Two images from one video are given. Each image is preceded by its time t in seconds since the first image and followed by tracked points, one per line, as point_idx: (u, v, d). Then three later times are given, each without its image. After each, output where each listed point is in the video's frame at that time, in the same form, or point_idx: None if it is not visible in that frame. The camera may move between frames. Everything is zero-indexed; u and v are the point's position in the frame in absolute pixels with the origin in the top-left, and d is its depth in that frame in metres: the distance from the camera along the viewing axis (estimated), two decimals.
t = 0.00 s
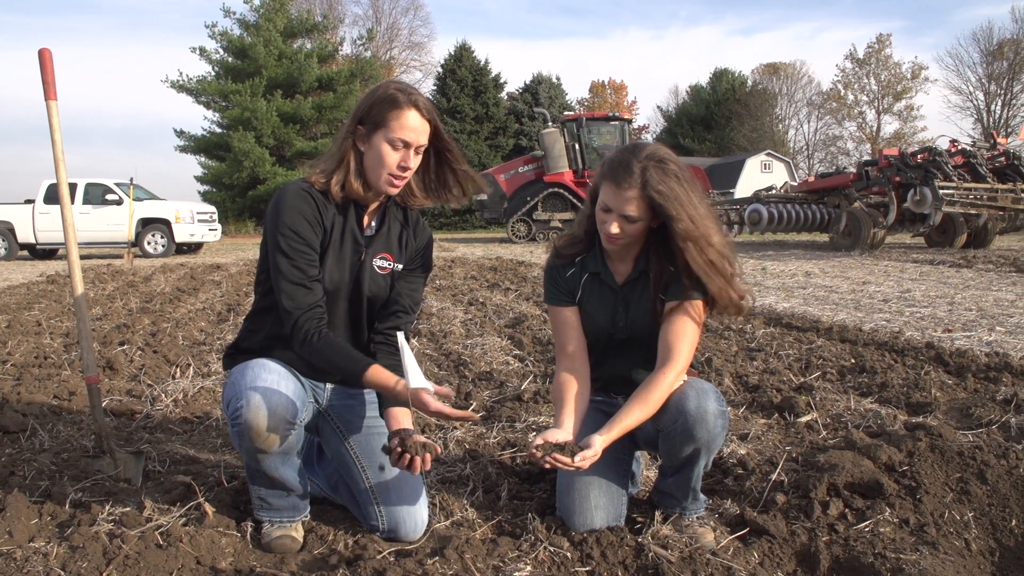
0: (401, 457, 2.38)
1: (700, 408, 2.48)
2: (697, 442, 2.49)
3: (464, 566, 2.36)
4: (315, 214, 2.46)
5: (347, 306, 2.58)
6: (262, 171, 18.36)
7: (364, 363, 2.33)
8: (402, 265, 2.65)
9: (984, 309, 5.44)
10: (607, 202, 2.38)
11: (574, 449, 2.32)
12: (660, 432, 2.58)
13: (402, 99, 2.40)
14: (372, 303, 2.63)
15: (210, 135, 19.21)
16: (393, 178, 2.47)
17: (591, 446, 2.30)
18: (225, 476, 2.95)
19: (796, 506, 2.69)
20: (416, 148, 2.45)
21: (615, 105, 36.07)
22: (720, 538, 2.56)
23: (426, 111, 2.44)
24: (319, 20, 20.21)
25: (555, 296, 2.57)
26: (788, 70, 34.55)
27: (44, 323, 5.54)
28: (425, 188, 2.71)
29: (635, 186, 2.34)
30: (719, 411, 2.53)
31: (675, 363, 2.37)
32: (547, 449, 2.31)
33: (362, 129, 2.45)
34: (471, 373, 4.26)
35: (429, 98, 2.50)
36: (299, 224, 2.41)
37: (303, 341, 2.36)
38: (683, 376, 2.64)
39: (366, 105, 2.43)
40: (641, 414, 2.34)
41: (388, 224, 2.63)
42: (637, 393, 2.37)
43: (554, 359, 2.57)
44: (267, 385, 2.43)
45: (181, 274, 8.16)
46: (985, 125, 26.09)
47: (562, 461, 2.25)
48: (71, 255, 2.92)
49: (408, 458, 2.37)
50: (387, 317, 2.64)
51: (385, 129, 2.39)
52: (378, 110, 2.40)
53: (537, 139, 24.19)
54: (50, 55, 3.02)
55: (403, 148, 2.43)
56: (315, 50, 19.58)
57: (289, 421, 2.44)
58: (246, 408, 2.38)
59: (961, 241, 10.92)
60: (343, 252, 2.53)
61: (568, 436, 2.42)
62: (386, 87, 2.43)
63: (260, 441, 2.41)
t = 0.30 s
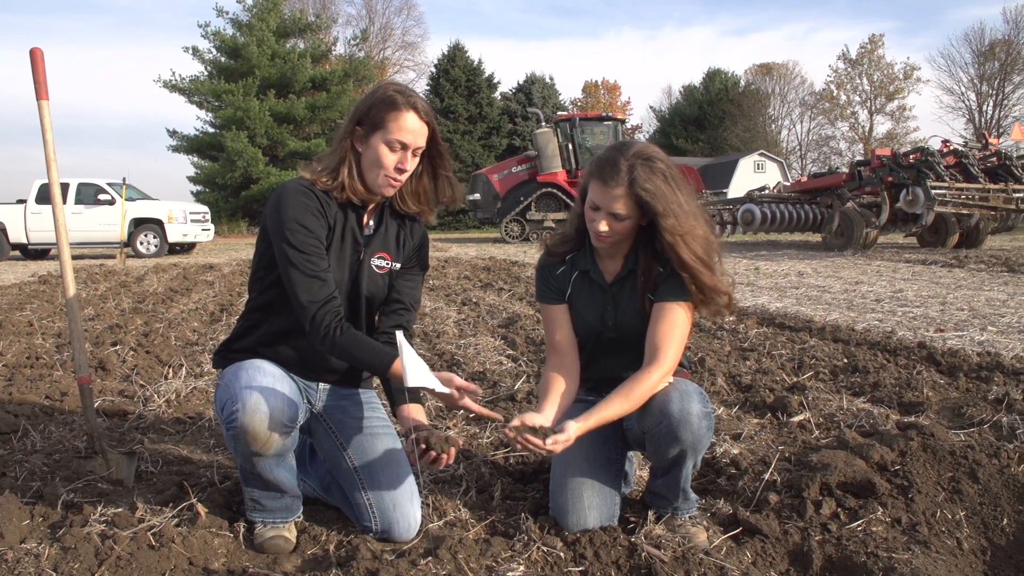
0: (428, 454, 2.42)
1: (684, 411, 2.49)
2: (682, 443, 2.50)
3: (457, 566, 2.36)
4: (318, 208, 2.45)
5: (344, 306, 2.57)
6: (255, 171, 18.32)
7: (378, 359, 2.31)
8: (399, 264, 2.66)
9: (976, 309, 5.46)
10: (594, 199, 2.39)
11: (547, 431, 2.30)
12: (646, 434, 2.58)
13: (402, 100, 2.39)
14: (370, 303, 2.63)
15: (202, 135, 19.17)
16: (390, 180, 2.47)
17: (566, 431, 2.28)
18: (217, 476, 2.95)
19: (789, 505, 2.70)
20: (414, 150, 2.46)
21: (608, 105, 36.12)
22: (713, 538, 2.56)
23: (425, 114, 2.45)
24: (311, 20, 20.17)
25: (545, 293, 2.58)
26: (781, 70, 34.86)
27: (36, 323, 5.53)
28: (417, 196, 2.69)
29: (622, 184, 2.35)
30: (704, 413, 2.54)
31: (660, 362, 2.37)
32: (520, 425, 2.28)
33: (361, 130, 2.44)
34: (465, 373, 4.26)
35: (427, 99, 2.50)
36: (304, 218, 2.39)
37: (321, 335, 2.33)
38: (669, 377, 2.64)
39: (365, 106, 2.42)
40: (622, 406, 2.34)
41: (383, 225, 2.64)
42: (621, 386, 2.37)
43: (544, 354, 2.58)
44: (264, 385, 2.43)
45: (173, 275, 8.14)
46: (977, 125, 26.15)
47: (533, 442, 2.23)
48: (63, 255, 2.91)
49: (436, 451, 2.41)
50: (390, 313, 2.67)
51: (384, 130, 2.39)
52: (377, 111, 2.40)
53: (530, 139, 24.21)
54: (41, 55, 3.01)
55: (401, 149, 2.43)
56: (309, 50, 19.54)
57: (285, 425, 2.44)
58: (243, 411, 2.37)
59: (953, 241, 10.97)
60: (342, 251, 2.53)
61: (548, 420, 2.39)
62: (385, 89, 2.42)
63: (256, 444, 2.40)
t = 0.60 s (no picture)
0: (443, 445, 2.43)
1: (673, 414, 2.49)
2: (673, 446, 2.50)
3: (451, 566, 2.36)
4: (309, 206, 2.43)
5: (344, 306, 2.56)
6: (249, 170, 18.29)
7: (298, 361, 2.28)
8: (400, 263, 2.65)
9: (969, 309, 5.47)
10: (579, 200, 2.40)
11: (528, 401, 2.30)
12: (638, 436, 2.58)
13: (405, 101, 2.39)
14: (370, 301, 2.62)
15: (196, 135, 19.14)
16: (391, 180, 2.47)
17: (545, 400, 2.29)
18: (211, 477, 2.94)
19: (782, 505, 2.70)
20: (415, 151, 2.45)
21: (603, 105, 36.15)
22: (707, 538, 2.56)
23: (427, 115, 2.44)
24: (306, 20, 20.14)
25: (536, 292, 2.60)
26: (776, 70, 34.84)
27: (29, 324, 5.51)
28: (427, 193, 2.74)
29: (605, 184, 2.36)
30: (694, 415, 2.53)
31: (650, 361, 2.38)
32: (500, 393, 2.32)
33: (363, 128, 2.45)
34: (459, 373, 4.26)
35: (432, 101, 2.49)
36: (290, 220, 2.38)
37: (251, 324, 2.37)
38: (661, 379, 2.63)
39: (367, 104, 2.42)
40: (605, 391, 2.34)
41: (385, 225, 2.63)
42: (607, 375, 2.38)
43: (535, 349, 2.60)
44: (270, 390, 2.40)
45: (167, 275, 8.13)
46: (971, 126, 26.22)
47: (514, 408, 2.23)
48: (55, 255, 2.90)
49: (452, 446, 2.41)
50: (391, 311, 2.70)
51: (387, 130, 2.39)
52: (378, 109, 2.40)
53: (525, 139, 24.21)
54: (34, 54, 3.00)
55: (403, 150, 2.43)
56: (303, 50, 19.52)
57: (288, 429, 2.42)
58: (246, 414, 2.35)
59: (947, 241, 11.00)
60: (342, 249, 2.51)
61: (534, 391, 2.40)
62: (390, 88, 2.42)
63: (259, 449, 2.39)
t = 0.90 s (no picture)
0: (445, 437, 2.39)
1: (671, 414, 2.49)
2: (671, 446, 2.50)
3: (449, 567, 2.36)
4: (303, 207, 2.43)
5: (339, 306, 2.56)
6: (246, 171, 18.27)
7: (301, 369, 2.34)
8: (395, 259, 2.65)
9: (966, 309, 5.48)
10: (576, 202, 2.40)
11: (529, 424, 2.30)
12: (635, 437, 2.58)
13: (394, 100, 2.39)
14: (366, 299, 2.62)
15: (194, 135, 19.13)
16: (382, 178, 2.47)
17: (547, 421, 2.29)
18: (209, 477, 2.94)
19: (780, 505, 2.70)
20: (406, 149, 2.45)
21: (600, 105, 36.18)
22: (704, 538, 2.56)
23: (417, 112, 2.44)
24: (303, 20, 20.11)
25: (534, 294, 2.61)
26: (773, 71, 34.38)
27: (26, 324, 5.50)
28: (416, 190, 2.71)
29: (602, 185, 2.36)
30: (692, 416, 2.53)
31: (647, 364, 2.37)
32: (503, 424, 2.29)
33: (354, 127, 2.44)
34: (457, 373, 4.26)
35: (421, 98, 2.49)
36: (285, 223, 2.37)
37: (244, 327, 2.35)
38: (659, 380, 2.63)
39: (358, 103, 2.42)
40: (605, 401, 2.34)
41: (379, 222, 2.63)
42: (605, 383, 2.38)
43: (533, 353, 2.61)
44: (265, 391, 2.40)
45: (164, 275, 8.13)
46: (968, 126, 26.25)
47: (517, 437, 2.23)
48: (51, 255, 2.89)
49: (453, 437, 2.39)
50: (388, 308, 2.69)
51: (377, 128, 2.38)
52: (369, 108, 2.39)
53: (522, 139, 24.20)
54: (31, 54, 3.00)
55: (394, 148, 2.43)
56: (300, 50, 19.51)
57: (285, 430, 2.43)
58: (242, 414, 2.34)
59: (944, 241, 11.02)
60: (336, 249, 2.50)
61: (534, 410, 2.42)
62: (380, 87, 2.42)
63: (255, 449, 2.39)
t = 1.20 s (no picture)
0: (443, 436, 2.39)
1: (674, 415, 2.49)
2: (674, 447, 2.50)
3: (448, 567, 2.36)
4: (301, 206, 2.43)
5: (339, 304, 2.56)
6: (247, 171, 18.28)
7: (303, 372, 2.36)
8: (393, 258, 2.65)
9: (967, 310, 5.48)
10: (578, 204, 2.39)
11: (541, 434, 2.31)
12: (637, 437, 2.58)
13: (390, 96, 2.40)
14: (365, 298, 2.62)
15: (194, 135, 19.15)
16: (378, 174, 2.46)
17: (557, 433, 2.30)
18: (209, 477, 2.94)
19: (780, 506, 2.70)
20: (402, 145, 2.45)
21: (601, 105, 36.19)
22: (705, 538, 2.56)
23: (412, 109, 2.44)
24: (303, 20, 20.11)
25: (534, 297, 2.60)
26: (773, 71, 34.42)
27: (27, 324, 5.51)
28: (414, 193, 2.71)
29: (604, 187, 2.35)
30: (694, 416, 2.54)
31: (650, 367, 2.39)
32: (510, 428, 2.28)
33: (350, 125, 2.45)
34: (457, 373, 4.26)
35: (417, 95, 2.49)
36: (284, 223, 2.37)
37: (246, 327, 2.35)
38: (661, 381, 2.63)
39: (353, 101, 2.43)
40: (611, 407, 2.36)
41: (376, 220, 2.63)
42: (610, 387, 2.40)
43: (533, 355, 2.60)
44: (266, 390, 2.40)
45: (165, 275, 8.14)
46: (968, 127, 26.24)
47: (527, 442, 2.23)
48: (52, 255, 2.89)
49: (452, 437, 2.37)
50: (387, 307, 2.69)
51: (373, 125, 2.39)
52: (365, 106, 2.40)
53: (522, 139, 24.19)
54: (30, 54, 3.00)
55: (390, 144, 2.43)
56: (300, 50, 19.51)
57: (285, 429, 2.43)
58: (242, 413, 2.34)
59: (944, 241, 11.03)
60: (334, 248, 2.50)
61: (538, 418, 2.43)
62: (375, 85, 2.42)
63: (255, 447, 2.39)
